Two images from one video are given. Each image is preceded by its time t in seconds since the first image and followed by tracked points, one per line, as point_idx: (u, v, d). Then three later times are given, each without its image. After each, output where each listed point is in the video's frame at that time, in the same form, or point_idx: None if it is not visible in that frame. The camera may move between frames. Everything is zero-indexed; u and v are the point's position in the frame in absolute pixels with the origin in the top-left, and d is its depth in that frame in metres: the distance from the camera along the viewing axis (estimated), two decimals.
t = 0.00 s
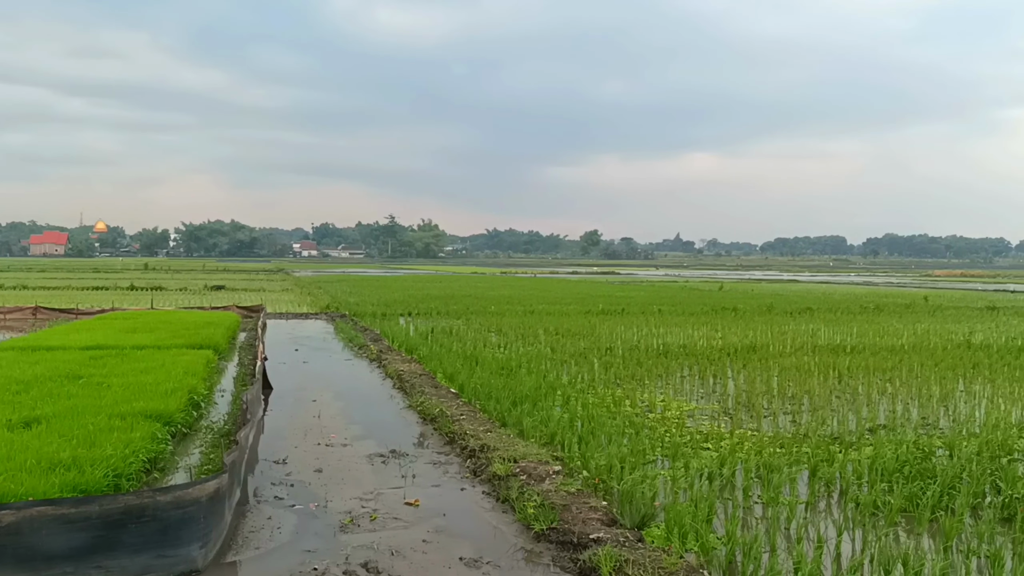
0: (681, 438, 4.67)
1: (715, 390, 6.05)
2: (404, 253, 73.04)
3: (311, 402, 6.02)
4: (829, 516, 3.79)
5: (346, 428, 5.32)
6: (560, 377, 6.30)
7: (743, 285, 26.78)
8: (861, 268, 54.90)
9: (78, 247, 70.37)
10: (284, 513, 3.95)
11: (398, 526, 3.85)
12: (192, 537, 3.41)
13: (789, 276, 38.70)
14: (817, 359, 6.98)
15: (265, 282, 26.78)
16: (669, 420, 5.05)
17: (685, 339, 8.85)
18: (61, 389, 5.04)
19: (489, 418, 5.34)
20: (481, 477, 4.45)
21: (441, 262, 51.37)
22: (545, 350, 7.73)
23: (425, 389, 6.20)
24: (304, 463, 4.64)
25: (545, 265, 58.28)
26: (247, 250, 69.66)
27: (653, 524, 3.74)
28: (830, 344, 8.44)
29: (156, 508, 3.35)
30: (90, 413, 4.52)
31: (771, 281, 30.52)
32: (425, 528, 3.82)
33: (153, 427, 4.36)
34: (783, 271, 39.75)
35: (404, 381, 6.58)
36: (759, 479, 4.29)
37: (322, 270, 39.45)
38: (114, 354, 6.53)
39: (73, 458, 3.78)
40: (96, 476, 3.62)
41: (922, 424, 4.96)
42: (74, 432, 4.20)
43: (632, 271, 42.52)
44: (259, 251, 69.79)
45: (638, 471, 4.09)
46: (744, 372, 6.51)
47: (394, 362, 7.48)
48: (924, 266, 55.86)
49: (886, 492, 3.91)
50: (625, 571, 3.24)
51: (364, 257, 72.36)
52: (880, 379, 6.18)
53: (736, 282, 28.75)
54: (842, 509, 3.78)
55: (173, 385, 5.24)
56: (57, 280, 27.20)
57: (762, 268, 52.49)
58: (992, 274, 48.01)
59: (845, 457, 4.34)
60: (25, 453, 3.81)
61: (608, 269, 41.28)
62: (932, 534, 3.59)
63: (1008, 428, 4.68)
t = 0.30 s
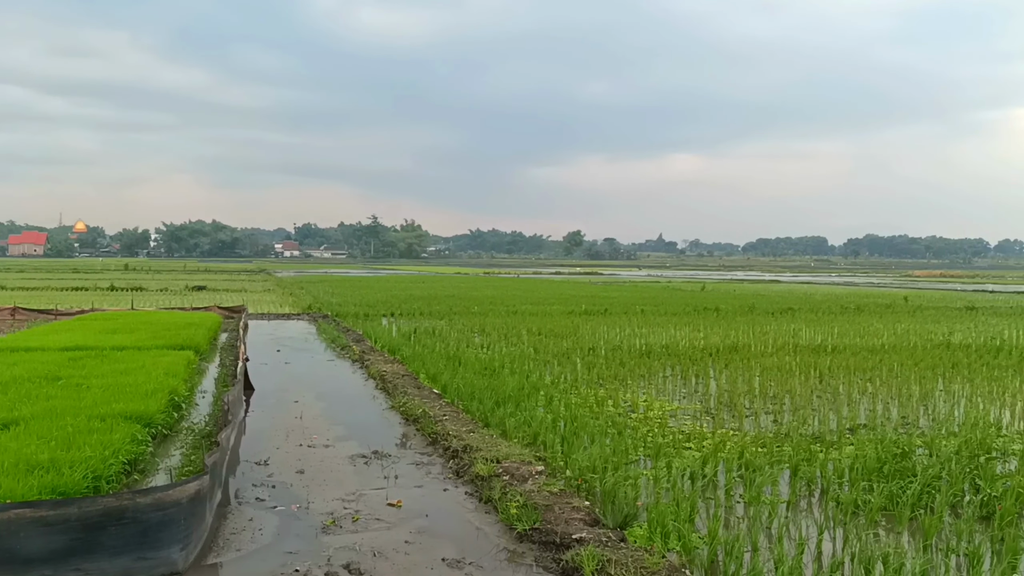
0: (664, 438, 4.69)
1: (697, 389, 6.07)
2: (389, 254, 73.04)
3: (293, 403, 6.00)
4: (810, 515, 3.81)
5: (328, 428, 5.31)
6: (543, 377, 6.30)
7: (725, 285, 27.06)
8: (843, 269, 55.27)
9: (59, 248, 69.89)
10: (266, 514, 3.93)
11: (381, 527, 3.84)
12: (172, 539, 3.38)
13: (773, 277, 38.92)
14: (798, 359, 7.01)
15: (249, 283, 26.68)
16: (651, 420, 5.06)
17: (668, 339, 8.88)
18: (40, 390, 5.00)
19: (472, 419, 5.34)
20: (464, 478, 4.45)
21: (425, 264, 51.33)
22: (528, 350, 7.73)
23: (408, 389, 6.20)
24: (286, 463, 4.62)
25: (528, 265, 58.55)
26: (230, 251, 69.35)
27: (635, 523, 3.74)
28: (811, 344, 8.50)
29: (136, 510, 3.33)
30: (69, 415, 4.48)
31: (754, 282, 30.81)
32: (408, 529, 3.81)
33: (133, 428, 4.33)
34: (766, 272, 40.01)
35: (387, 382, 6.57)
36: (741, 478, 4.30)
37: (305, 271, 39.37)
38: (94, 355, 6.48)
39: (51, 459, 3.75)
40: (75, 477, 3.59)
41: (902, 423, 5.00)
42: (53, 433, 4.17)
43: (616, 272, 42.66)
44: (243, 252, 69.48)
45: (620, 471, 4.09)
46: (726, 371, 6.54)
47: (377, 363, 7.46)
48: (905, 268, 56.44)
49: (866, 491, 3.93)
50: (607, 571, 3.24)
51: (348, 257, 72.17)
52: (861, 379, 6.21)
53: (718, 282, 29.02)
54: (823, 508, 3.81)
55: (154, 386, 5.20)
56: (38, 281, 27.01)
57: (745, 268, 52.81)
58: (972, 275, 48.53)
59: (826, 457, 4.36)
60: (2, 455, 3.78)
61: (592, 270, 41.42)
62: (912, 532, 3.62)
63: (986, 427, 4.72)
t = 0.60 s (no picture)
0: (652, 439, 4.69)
1: (685, 390, 6.08)
2: (377, 254, 73.13)
3: (281, 403, 5.97)
4: (797, 515, 3.83)
5: (316, 429, 5.29)
6: (532, 377, 6.31)
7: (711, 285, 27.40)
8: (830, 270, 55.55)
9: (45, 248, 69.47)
10: (253, 515, 3.92)
11: (368, 528, 3.83)
12: (159, 541, 3.37)
13: (760, 278, 39.19)
14: (785, 359, 7.05)
15: (210, 281, 26.99)
16: (639, 420, 5.07)
17: (656, 339, 8.91)
18: (26, 392, 4.97)
19: (460, 419, 5.33)
20: (452, 479, 4.44)
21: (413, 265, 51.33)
22: (516, 351, 7.73)
23: (396, 390, 6.19)
24: (273, 464, 4.61)
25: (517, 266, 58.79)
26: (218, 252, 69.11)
27: (623, 524, 3.75)
28: (799, 344, 8.54)
29: (122, 512, 3.31)
30: (55, 416, 4.46)
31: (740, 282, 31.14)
32: (396, 530, 3.80)
33: (120, 430, 4.31)
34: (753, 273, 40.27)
35: (375, 383, 6.55)
36: (729, 478, 4.31)
37: (293, 272, 39.29)
38: (80, 356, 6.44)
39: (37, 461, 3.73)
40: (62, 479, 3.57)
41: (888, 423, 5.02)
42: (38, 435, 4.15)
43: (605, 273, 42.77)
44: (230, 253, 69.24)
45: (608, 471, 4.10)
46: (714, 372, 6.56)
47: (365, 363, 7.45)
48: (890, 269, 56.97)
49: (853, 491, 3.95)
50: (595, 572, 3.25)
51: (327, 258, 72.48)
52: (848, 378, 6.25)
53: (705, 282, 29.32)
54: (811, 508, 3.83)
55: (141, 387, 5.18)
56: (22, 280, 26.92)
57: (732, 269, 53.10)
58: (958, 275, 48.96)
59: (813, 456, 4.37)
60: None
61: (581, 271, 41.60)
62: (898, 532, 3.64)
63: (972, 427, 4.75)
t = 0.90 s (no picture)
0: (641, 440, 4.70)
1: (674, 390, 6.10)
2: (366, 254, 73.24)
3: (269, 404, 5.96)
4: (785, 514, 3.85)
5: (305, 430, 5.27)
6: (521, 378, 6.31)
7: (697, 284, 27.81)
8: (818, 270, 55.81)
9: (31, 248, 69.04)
10: (241, 517, 3.91)
11: (357, 529, 3.83)
12: (146, 543, 3.36)
13: (748, 278, 39.43)
14: (773, 360, 7.08)
15: (198, 281, 26.95)
16: (628, 421, 5.07)
17: (644, 340, 8.92)
18: (13, 393, 4.94)
19: (449, 420, 5.33)
20: (441, 479, 4.44)
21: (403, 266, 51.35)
22: (505, 351, 7.73)
23: (386, 390, 6.18)
24: (262, 464, 4.60)
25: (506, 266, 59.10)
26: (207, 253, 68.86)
27: (612, 523, 3.76)
28: (787, 345, 8.59)
29: (109, 514, 3.30)
30: (42, 417, 4.44)
31: (727, 282, 31.55)
32: (385, 531, 3.80)
33: (107, 431, 4.29)
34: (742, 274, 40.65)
35: (364, 384, 6.54)
36: (716, 478, 4.33)
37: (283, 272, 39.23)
38: (67, 357, 6.41)
39: (25, 463, 3.71)
40: (49, 481, 3.56)
41: (876, 423, 5.05)
42: (26, 436, 4.13)
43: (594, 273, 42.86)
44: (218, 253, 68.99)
45: (597, 471, 4.11)
46: (702, 372, 6.59)
47: (354, 364, 7.44)
48: (877, 269, 57.57)
49: (840, 490, 3.97)
50: (584, 572, 3.25)
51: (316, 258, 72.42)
52: (835, 378, 6.28)
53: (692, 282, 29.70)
54: (798, 508, 3.85)
55: (128, 388, 5.16)
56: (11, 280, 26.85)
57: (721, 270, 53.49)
58: (944, 275, 49.41)
59: (800, 456, 4.40)
60: None
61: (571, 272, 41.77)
62: (885, 531, 3.66)
63: (957, 426, 4.78)
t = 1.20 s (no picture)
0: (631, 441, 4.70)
1: (663, 391, 6.11)
2: (356, 255, 73.38)
3: (257, 406, 5.93)
4: (774, 515, 3.86)
5: (293, 432, 5.25)
6: (510, 379, 6.30)
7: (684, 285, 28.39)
8: (807, 271, 56.04)
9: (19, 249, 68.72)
10: (229, 519, 3.89)
11: (346, 531, 3.82)
12: (133, 546, 3.34)
13: (738, 279, 39.60)
14: (763, 361, 7.10)
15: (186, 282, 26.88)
16: (617, 423, 5.07)
17: (633, 341, 8.94)
18: None
19: (438, 422, 5.32)
20: (430, 481, 4.43)
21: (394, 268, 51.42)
22: (495, 353, 7.72)
23: (374, 392, 6.16)
24: (250, 466, 4.58)
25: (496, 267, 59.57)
26: (196, 254, 68.60)
27: (602, 525, 3.76)
28: (776, 345, 8.61)
29: (96, 516, 3.27)
30: (29, 419, 4.40)
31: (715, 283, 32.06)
32: (374, 533, 3.79)
33: (94, 433, 4.26)
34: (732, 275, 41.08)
35: (352, 386, 6.52)
36: (705, 480, 4.33)
37: (272, 274, 39.15)
38: (53, 359, 6.37)
39: (11, 466, 3.68)
40: (36, 483, 3.53)
41: (864, 424, 5.06)
42: (12, 438, 4.09)
43: (584, 274, 42.95)
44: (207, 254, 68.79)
45: (586, 473, 4.10)
46: (692, 373, 6.60)
47: (342, 366, 7.41)
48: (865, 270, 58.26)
49: (829, 491, 3.98)
50: (573, 573, 3.25)
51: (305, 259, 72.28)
52: (824, 379, 6.30)
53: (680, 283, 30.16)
54: (787, 509, 3.86)
55: (115, 390, 5.13)
56: None
57: (710, 271, 54.03)
58: (933, 276, 49.77)
59: (790, 457, 4.41)
60: None
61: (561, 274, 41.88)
62: (874, 532, 3.67)
63: (945, 427, 4.80)
